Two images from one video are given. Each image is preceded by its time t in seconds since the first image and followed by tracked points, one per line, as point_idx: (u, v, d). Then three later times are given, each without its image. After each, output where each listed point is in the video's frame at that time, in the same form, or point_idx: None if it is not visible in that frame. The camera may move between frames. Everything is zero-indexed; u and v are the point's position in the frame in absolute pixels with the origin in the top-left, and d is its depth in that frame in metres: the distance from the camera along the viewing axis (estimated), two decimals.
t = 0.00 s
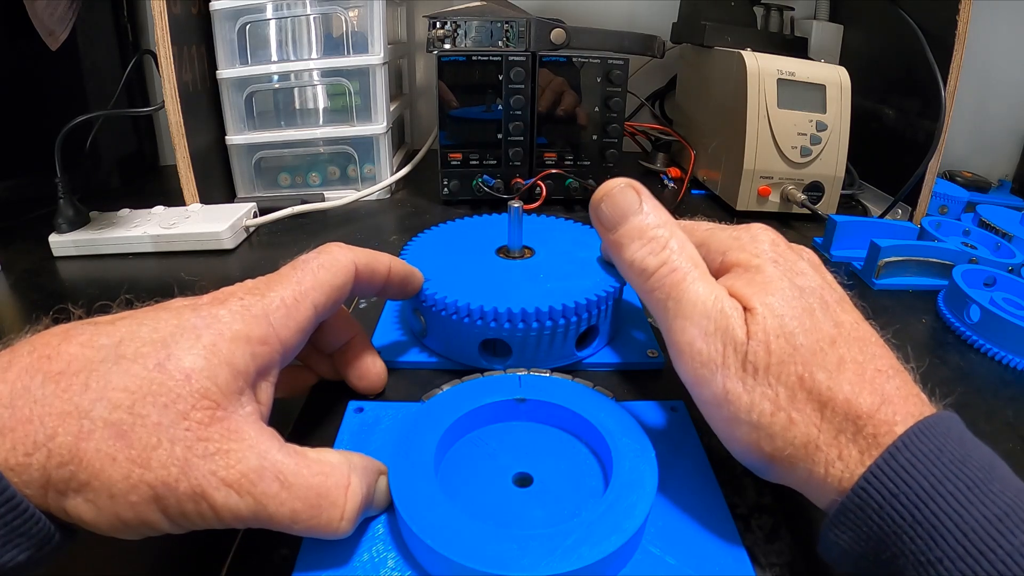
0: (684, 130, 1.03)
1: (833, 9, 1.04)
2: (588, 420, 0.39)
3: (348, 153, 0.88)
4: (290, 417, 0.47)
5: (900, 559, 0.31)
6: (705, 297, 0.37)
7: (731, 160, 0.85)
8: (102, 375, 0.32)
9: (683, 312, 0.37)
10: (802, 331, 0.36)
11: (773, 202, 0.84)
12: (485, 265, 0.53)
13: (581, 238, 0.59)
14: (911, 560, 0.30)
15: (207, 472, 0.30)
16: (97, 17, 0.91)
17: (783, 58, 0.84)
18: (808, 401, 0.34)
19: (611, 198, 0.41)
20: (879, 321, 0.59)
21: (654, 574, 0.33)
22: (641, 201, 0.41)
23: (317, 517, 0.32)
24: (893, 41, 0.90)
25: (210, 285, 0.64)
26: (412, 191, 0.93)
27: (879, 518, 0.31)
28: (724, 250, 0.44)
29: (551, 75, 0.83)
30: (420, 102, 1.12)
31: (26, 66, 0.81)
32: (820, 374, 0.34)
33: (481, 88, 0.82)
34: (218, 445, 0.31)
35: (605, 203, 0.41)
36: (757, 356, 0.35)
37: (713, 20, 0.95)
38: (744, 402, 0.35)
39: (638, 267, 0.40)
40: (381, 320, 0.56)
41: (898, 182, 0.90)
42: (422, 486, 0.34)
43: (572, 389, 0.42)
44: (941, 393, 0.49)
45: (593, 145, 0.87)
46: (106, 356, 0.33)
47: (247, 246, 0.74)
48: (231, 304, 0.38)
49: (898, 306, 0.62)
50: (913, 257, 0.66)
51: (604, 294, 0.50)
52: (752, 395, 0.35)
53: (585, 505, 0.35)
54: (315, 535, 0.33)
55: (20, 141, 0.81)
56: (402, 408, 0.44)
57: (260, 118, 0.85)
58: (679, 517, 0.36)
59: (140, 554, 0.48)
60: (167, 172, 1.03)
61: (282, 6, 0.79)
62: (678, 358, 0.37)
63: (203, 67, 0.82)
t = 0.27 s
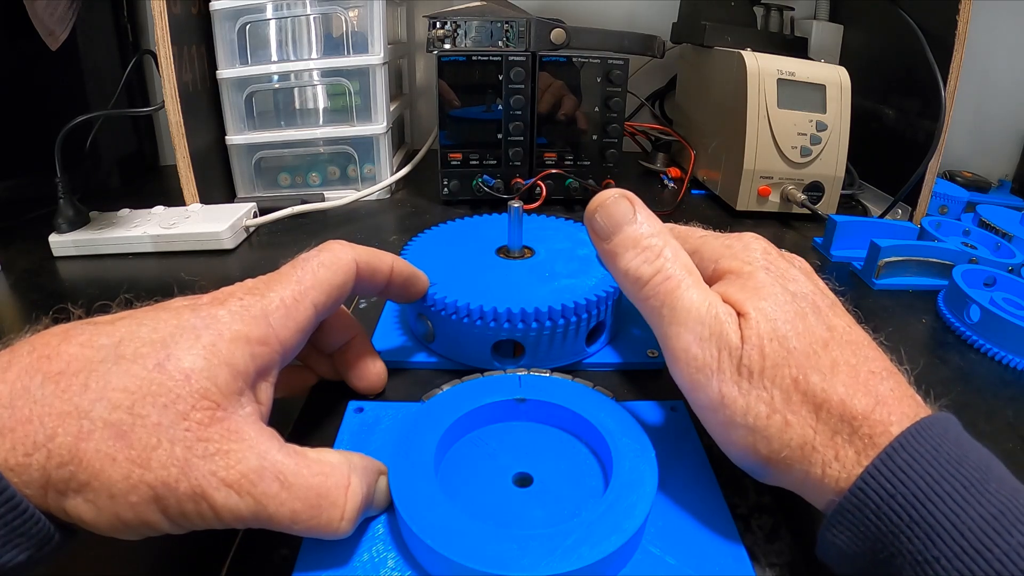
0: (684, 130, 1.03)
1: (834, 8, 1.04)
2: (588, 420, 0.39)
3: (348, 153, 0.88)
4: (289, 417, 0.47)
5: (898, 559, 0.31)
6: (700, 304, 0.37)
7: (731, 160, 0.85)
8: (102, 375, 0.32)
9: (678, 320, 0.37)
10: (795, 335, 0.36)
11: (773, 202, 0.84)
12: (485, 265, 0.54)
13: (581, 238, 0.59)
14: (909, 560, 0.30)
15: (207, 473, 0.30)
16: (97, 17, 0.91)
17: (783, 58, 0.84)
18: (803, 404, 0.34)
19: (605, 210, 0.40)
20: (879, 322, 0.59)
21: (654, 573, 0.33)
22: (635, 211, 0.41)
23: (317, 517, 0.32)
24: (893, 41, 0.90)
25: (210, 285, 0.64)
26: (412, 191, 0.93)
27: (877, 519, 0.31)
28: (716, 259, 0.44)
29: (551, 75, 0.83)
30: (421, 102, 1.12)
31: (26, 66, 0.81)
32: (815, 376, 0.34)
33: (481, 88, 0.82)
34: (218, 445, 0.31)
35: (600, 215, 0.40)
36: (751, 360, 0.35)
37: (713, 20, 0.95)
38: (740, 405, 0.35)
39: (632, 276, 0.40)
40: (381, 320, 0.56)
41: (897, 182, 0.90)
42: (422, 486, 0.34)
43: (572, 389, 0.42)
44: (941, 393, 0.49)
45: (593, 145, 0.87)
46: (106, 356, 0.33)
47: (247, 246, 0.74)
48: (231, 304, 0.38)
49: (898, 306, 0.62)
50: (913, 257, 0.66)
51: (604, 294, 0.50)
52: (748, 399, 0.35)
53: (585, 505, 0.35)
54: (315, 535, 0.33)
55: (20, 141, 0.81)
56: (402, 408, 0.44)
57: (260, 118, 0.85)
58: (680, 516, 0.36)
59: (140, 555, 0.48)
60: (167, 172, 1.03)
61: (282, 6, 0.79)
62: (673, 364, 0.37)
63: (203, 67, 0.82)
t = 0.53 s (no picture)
0: (684, 130, 1.03)
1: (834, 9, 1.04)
2: (588, 420, 0.39)
3: (348, 153, 0.88)
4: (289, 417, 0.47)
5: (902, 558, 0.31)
6: (702, 303, 0.37)
7: (731, 160, 0.85)
8: (102, 375, 0.32)
9: (682, 319, 0.37)
10: (800, 335, 0.35)
11: (773, 202, 0.84)
12: (485, 265, 0.54)
13: (581, 238, 0.59)
14: (914, 559, 0.30)
15: (207, 473, 0.30)
16: (97, 18, 0.91)
17: (783, 58, 0.84)
18: (808, 404, 0.34)
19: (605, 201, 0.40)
20: (879, 322, 0.59)
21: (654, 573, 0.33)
22: (636, 210, 0.41)
23: (317, 517, 0.32)
24: (893, 41, 0.90)
25: (210, 285, 0.64)
26: (412, 191, 0.93)
27: (881, 517, 0.31)
28: (720, 255, 0.44)
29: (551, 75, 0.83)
30: (421, 102, 1.12)
31: (26, 66, 0.81)
32: (820, 377, 0.34)
33: (481, 88, 0.82)
34: (218, 445, 0.31)
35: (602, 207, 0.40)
36: (756, 361, 0.35)
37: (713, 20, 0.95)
38: (744, 406, 0.35)
39: (635, 276, 0.40)
40: (381, 321, 0.56)
41: (897, 182, 0.90)
42: (422, 486, 0.34)
43: (572, 389, 0.42)
44: (941, 393, 0.49)
45: (594, 145, 0.87)
46: (105, 356, 0.33)
47: (247, 246, 0.74)
48: (231, 304, 0.38)
49: (898, 306, 0.62)
50: (913, 257, 0.66)
51: (604, 293, 0.50)
52: (752, 399, 0.34)
53: (585, 505, 0.35)
54: (315, 535, 0.33)
55: (20, 141, 0.81)
56: (402, 408, 0.44)
57: (260, 118, 0.85)
58: (680, 516, 0.36)
59: (140, 554, 0.48)
60: (167, 172, 1.03)
61: (282, 6, 0.79)
62: (677, 364, 0.37)
63: (203, 67, 0.82)
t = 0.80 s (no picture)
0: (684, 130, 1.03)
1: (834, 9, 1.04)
2: (588, 420, 0.39)
3: (348, 153, 0.88)
4: (289, 417, 0.47)
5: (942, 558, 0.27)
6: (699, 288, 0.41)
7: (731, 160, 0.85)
8: (101, 375, 0.32)
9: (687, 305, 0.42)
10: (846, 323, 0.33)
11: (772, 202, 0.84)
12: (485, 265, 0.54)
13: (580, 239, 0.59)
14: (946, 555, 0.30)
15: (207, 473, 0.30)
16: (97, 18, 0.91)
17: (783, 58, 0.84)
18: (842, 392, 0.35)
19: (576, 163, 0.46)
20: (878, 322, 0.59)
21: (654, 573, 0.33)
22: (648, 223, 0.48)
23: (316, 517, 0.32)
24: (893, 41, 0.90)
25: (210, 285, 0.64)
26: (412, 191, 0.93)
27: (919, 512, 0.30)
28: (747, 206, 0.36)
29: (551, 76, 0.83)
30: (421, 102, 1.12)
31: (26, 66, 0.81)
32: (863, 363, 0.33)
33: (481, 88, 0.82)
34: (217, 445, 0.31)
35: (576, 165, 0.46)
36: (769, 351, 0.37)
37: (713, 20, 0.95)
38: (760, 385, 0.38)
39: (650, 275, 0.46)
40: (381, 321, 0.56)
41: (898, 182, 0.90)
42: (422, 486, 0.34)
43: (572, 390, 0.42)
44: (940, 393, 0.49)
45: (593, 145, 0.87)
46: (105, 356, 0.33)
47: (247, 246, 0.74)
48: (231, 304, 0.38)
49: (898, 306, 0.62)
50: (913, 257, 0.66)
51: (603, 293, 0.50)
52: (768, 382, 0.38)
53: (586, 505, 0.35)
54: (315, 535, 0.33)
55: (20, 141, 0.81)
56: (402, 408, 0.44)
57: (261, 118, 0.85)
58: (680, 515, 0.36)
59: (139, 555, 0.48)
60: (167, 172, 1.03)
61: (282, 6, 0.79)
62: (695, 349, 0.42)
63: (203, 67, 0.82)
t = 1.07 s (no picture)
0: (684, 130, 1.03)
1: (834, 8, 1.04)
2: (589, 420, 0.39)
3: (348, 153, 0.88)
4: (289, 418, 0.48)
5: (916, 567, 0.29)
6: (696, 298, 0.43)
7: (731, 160, 0.85)
8: (101, 375, 0.32)
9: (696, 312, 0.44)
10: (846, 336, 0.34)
11: (773, 202, 0.84)
12: (485, 265, 0.54)
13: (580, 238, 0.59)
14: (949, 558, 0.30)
15: (207, 473, 0.30)
16: (97, 18, 0.91)
17: (783, 58, 0.84)
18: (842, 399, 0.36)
19: (558, 209, 0.55)
20: (879, 322, 0.59)
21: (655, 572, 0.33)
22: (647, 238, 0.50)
23: (316, 518, 0.32)
24: (893, 41, 0.90)
25: (210, 285, 0.64)
26: (413, 191, 0.93)
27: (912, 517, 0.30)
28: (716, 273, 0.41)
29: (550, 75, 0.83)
30: (421, 102, 1.12)
31: (26, 66, 0.81)
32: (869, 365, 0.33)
33: (481, 88, 0.82)
34: (218, 445, 0.31)
35: (559, 211, 0.55)
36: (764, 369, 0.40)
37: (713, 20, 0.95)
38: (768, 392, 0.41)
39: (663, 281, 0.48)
40: (381, 321, 0.56)
41: (898, 182, 0.90)
42: (422, 486, 0.34)
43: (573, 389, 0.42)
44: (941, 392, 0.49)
45: (594, 145, 0.87)
46: (105, 356, 0.33)
47: (247, 246, 0.74)
48: (231, 304, 0.38)
49: (897, 307, 0.62)
50: (913, 257, 0.66)
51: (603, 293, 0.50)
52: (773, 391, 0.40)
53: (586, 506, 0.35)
54: (315, 536, 0.33)
55: (20, 141, 0.81)
56: (402, 408, 0.44)
57: (260, 118, 0.85)
58: (681, 514, 0.36)
59: (140, 555, 0.48)
60: (167, 172, 1.03)
61: (282, 6, 0.79)
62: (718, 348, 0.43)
63: (203, 67, 0.82)
